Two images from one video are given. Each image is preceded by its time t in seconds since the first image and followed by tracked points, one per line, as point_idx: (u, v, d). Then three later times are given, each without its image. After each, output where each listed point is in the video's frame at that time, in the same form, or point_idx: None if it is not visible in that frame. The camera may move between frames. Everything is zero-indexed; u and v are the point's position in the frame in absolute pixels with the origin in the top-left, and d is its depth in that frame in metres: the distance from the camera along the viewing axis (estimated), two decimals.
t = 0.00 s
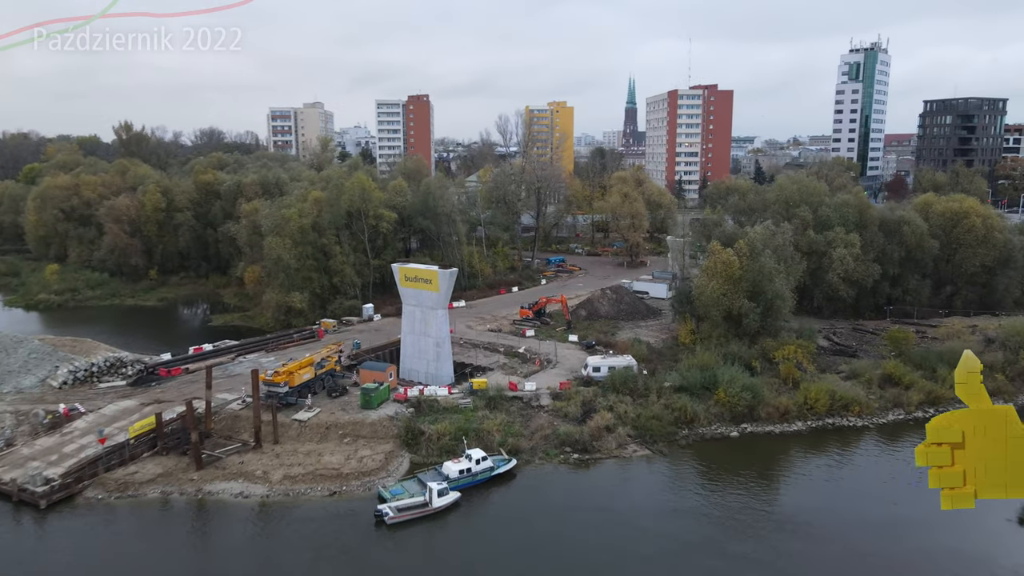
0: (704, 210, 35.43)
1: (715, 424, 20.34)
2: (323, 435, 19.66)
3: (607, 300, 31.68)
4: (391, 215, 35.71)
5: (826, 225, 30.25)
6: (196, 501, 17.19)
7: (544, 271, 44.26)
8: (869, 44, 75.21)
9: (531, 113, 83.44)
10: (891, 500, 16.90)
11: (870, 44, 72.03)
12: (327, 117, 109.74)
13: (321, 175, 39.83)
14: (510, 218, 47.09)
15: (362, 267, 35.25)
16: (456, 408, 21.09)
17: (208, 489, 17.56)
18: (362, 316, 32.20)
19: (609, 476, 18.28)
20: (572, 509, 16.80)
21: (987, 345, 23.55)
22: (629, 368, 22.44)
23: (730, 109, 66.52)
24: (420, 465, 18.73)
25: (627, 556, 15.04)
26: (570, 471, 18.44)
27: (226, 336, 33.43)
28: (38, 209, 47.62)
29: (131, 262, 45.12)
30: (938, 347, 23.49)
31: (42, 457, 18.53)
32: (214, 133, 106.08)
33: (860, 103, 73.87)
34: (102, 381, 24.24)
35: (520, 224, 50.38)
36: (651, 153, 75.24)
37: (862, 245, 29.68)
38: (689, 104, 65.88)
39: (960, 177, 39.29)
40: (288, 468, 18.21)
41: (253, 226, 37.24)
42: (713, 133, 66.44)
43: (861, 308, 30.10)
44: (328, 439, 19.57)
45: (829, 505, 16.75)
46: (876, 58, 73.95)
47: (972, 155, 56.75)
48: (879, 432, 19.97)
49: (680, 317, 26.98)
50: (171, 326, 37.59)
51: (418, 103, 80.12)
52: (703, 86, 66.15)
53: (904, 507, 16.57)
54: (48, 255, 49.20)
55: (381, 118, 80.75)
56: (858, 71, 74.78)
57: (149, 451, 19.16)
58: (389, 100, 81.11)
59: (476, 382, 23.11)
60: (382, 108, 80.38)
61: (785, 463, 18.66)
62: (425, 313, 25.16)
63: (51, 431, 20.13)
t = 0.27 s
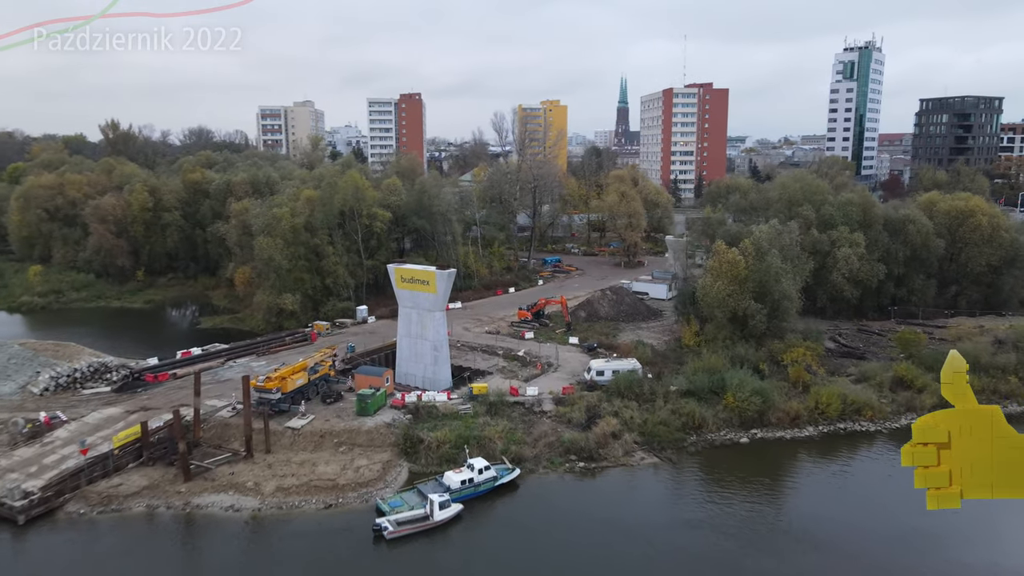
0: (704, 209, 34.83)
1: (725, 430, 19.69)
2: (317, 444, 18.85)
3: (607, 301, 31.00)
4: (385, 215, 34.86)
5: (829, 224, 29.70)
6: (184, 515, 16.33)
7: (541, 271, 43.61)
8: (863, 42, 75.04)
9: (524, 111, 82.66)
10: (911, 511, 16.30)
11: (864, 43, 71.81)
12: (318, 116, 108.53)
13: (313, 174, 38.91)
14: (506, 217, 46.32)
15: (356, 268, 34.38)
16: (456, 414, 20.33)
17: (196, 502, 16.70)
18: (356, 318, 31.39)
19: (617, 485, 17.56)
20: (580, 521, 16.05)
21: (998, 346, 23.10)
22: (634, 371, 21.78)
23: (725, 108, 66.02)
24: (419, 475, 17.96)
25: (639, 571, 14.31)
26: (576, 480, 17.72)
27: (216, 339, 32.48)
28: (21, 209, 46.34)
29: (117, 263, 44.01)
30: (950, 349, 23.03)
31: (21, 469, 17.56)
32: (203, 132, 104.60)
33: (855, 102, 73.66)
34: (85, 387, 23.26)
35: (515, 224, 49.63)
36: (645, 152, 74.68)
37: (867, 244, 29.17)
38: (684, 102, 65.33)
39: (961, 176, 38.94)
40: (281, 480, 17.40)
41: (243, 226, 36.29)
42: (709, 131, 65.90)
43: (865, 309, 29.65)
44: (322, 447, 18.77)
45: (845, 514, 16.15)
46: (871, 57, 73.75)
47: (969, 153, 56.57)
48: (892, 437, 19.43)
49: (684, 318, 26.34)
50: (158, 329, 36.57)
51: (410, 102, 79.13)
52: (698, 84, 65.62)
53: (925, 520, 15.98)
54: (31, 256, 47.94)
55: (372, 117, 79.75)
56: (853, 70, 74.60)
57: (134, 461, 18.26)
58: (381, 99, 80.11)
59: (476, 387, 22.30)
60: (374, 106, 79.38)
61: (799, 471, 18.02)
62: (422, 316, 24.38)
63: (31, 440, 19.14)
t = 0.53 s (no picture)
0: (704, 208, 34.21)
1: (734, 436, 19.01)
2: (311, 453, 18.00)
3: (607, 302, 30.31)
4: (379, 214, 34.01)
5: (834, 223, 29.11)
6: (170, 531, 15.44)
7: (537, 272, 42.95)
8: (858, 41, 74.80)
9: (518, 110, 81.88)
10: (933, 522, 15.65)
11: (859, 42, 71.58)
12: (308, 115, 107.28)
13: (304, 172, 37.98)
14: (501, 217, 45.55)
15: (349, 269, 33.51)
16: (456, 422, 19.53)
17: (183, 517, 15.80)
18: (349, 321, 30.53)
19: (625, 495, 16.82)
20: (587, 534, 15.27)
21: (1010, 348, 22.55)
22: (638, 376, 21.08)
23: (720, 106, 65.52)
24: (418, 486, 17.17)
25: None
26: (583, 490, 16.96)
27: (204, 343, 31.52)
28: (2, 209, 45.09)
29: (102, 264, 42.88)
30: (961, 351, 22.48)
31: None
32: (191, 131, 103.11)
33: (849, 101, 73.42)
34: (67, 394, 22.28)
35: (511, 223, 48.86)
36: (640, 151, 74.12)
37: (872, 243, 28.62)
38: (679, 100, 64.78)
39: (961, 174, 38.55)
40: (273, 492, 16.54)
41: (232, 226, 35.31)
42: (704, 130, 65.39)
43: (870, 310, 29.11)
44: (316, 457, 17.92)
45: (864, 525, 15.49)
46: (865, 55, 73.52)
47: (965, 152, 56.37)
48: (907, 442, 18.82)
49: (688, 320, 25.67)
50: (145, 332, 35.53)
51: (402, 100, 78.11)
52: (694, 83, 65.07)
53: (948, 531, 15.32)
54: (14, 258, 46.68)
55: (364, 115, 78.71)
56: (847, 69, 74.39)
57: (118, 474, 17.35)
58: (372, 97, 79.09)
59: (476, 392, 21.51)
60: (365, 105, 78.35)
61: (814, 480, 17.35)
62: (419, 318, 23.58)
63: (8, 452, 18.17)
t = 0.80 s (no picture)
0: (705, 208, 33.57)
1: (745, 444, 18.32)
2: (304, 464, 17.15)
3: (607, 304, 29.58)
4: (372, 213, 33.12)
5: (838, 222, 28.54)
6: (154, 549, 14.54)
7: (533, 272, 42.22)
8: (852, 39, 74.48)
9: (511, 109, 81.07)
10: (956, 534, 14.97)
11: (854, 40, 71.29)
12: (299, 114, 106.01)
13: (295, 171, 37.03)
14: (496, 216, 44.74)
15: (341, 270, 32.61)
16: (455, 430, 18.72)
17: (168, 535, 14.89)
18: (342, 324, 29.66)
19: (634, 506, 16.07)
20: (596, 549, 14.49)
21: None
22: (644, 381, 20.37)
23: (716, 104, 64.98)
24: (417, 499, 16.36)
25: None
26: (590, 502, 16.19)
27: (192, 346, 30.56)
28: None
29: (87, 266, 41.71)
30: (974, 353, 21.91)
31: None
32: (178, 131, 101.53)
33: (844, 99, 73.12)
34: (46, 402, 21.30)
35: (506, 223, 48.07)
36: (635, 150, 73.49)
37: (877, 242, 28.06)
38: (675, 98, 64.21)
39: (963, 173, 38.11)
40: (263, 506, 15.67)
41: (221, 225, 34.31)
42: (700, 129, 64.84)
43: (875, 311, 28.55)
44: (310, 469, 17.07)
45: (885, 537, 14.79)
46: (860, 54, 73.23)
47: (961, 151, 56.10)
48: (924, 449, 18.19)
49: (692, 323, 24.99)
50: (131, 335, 34.46)
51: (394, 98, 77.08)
52: (689, 81, 64.48)
53: (973, 542, 14.64)
54: None
55: (355, 114, 77.64)
56: (842, 67, 74.05)
57: (99, 488, 16.42)
58: (363, 95, 77.98)
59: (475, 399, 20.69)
60: (357, 103, 77.30)
61: (829, 489, 16.67)
62: (416, 322, 22.79)
63: None
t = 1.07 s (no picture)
0: (706, 207, 32.87)
1: (757, 452, 17.59)
2: (295, 477, 16.25)
3: (607, 305, 28.82)
4: (365, 213, 32.18)
5: (843, 221, 27.92)
6: (134, 571, 13.59)
7: (529, 272, 41.45)
8: (846, 38, 74.17)
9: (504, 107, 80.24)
10: (984, 545, 14.24)
11: (848, 39, 70.97)
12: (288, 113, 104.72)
13: (285, 169, 36.02)
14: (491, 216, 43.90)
15: (333, 271, 31.67)
16: (455, 439, 17.88)
17: (150, 555, 13.94)
18: (334, 327, 28.75)
19: (645, 519, 15.27)
20: (607, 565, 13.67)
21: None
22: (649, 386, 19.62)
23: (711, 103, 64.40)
24: (416, 513, 15.51)
25: None
26: (597, 515, 15.36)
27: (178, 351, 29.53)
28: None
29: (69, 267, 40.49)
30: (987, 356, 21.29)
31: None
32: (166, 130, 99.97)
33: (838, 98, 72.80)
34: (23, 412, 20.11)
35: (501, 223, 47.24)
36: (629, 149, 72.84)
37: (883, 242, 27.46)
38: (670, 97, 63.60)
39: (964, 171, 37.64)
40: (252, 523, 14.76)
41: (208, 225, 33.27)
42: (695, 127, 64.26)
43: (881, 312, 27.96)
44: (301, 482, 16.17)
45: (910, 550, 14.04)
46: (854, 53, 72.91)
47: (958, 150, 55.70)
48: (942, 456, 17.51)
49: (696, 325, 24.27)
50: (115, 339, 33.35)
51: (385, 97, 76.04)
52: (684, 79, 63.88)
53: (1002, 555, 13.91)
54: None
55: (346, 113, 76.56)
56: (836, 66, 73.74)
57: (76, 504, 15.40)
58: (354, 93, 76.88)
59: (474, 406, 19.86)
60: (347, 102, 76.21)
61: (847, 500, 15.93)
62: (411, 325, 21.99)
63: None
